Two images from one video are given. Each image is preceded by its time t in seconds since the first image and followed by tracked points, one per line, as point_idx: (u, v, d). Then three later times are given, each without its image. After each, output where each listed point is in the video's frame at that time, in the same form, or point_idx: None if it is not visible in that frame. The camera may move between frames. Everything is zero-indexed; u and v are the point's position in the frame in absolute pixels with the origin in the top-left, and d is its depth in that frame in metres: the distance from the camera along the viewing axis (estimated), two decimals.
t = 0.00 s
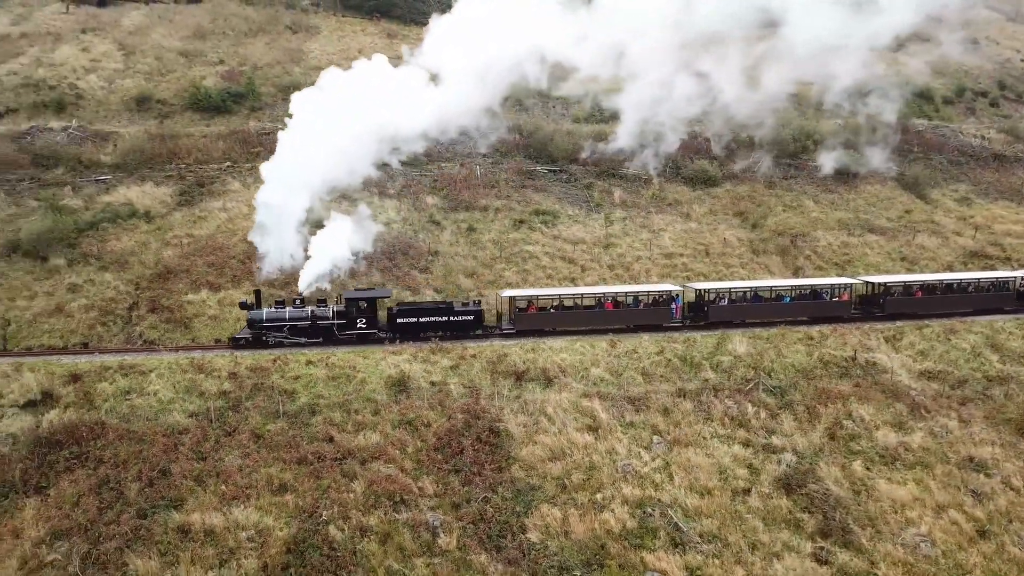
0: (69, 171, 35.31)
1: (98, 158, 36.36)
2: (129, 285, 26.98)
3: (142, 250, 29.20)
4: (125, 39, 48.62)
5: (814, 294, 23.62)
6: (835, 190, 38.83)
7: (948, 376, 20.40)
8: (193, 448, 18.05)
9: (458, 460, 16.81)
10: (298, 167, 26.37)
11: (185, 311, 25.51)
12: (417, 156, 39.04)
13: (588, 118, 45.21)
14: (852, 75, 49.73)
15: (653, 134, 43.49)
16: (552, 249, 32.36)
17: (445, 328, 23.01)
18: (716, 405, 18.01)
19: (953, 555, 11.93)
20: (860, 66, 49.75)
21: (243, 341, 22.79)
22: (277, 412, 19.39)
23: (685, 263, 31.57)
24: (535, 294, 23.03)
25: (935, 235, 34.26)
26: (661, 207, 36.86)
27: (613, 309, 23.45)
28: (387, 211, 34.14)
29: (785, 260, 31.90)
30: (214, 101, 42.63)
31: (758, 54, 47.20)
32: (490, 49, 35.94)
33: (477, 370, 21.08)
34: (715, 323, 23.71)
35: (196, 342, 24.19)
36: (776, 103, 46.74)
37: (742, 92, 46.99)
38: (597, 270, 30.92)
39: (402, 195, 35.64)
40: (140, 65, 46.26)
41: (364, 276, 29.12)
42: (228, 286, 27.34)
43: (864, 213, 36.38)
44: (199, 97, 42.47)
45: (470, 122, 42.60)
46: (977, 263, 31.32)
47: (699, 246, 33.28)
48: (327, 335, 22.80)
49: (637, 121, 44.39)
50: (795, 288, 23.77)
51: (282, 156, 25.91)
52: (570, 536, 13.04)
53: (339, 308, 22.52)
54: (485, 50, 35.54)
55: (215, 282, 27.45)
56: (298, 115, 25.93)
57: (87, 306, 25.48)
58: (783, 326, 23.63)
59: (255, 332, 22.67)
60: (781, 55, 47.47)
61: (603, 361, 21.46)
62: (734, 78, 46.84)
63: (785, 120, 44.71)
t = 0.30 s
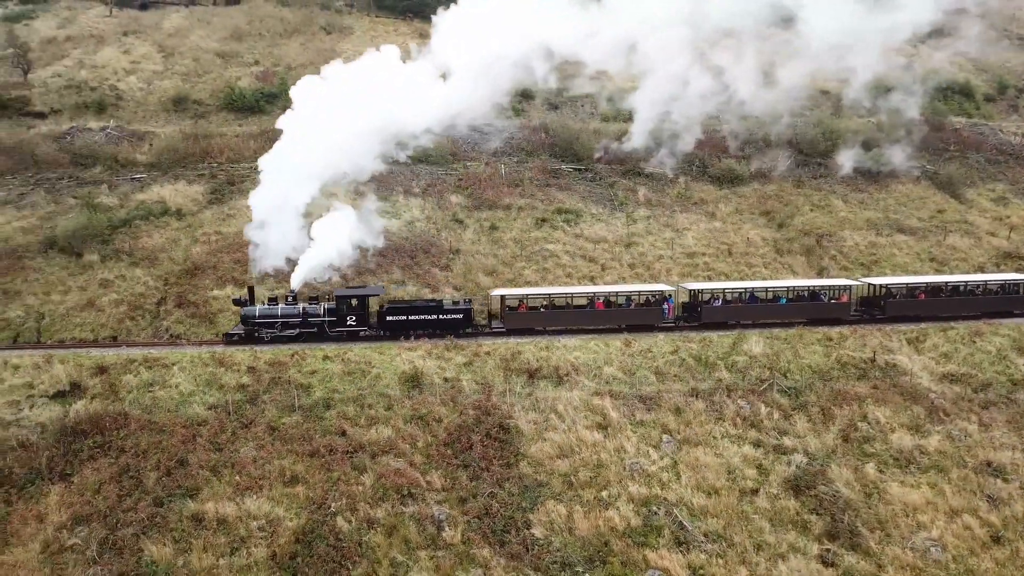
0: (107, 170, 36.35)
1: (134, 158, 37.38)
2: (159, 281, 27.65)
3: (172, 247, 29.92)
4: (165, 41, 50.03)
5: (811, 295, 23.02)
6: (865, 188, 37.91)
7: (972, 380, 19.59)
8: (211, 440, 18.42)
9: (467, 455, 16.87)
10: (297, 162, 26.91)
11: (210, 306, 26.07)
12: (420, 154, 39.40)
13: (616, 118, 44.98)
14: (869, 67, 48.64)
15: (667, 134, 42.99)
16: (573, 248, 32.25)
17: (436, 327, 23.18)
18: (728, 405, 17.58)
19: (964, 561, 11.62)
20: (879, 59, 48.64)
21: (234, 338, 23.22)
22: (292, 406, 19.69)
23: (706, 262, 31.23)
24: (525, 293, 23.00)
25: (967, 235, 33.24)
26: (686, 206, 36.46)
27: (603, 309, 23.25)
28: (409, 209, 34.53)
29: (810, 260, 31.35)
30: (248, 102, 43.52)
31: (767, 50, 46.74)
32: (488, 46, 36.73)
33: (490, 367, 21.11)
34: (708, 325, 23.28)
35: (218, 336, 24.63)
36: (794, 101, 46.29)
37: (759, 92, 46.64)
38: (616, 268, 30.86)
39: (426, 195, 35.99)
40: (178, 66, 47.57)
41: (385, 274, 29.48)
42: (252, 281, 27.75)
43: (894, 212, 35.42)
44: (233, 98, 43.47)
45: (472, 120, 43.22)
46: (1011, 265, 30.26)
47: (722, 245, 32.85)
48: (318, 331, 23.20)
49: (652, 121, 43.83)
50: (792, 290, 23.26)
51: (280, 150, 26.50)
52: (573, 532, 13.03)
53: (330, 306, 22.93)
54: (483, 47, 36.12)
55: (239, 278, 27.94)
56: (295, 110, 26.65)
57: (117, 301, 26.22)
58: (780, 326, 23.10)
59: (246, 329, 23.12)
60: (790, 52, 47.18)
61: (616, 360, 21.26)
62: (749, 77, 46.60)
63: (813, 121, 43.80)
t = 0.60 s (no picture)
0: (143, 169, 37.35)
1: (169, 157, 38.33)
2: (187, 277, 28.30)
3: (201, 244, 30.60)
4: (203, 43, 51.35)
5: (806, 296, 22.41)
6: (897, 187, 36.97)
7: (996, 384, 18.73)
8: (228, 431, 18.82)
9: (477, 450, 16.93)
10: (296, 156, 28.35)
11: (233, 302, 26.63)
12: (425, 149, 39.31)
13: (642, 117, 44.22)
14: (892, 62, 47.45)
15: (683, 133, 42.42)
16: (594, 247, 32.14)
17: (424, 325, 23.30)
18: (740, 405, 17.09)
19: (975, 567, 11.31)
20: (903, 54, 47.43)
21: (231, 332, 23.70)
22: (308, 400, 20.00)
23: (728, 261, 30.85)
24: (518, 292, 22.71)
25: (1002, 236, 32.14)
26: (711, 206, 36.03)
27: (594, 309, 22.99)
28: (433, 207, 34.94)
29: (835, 261, 30.82)
30: (282, 102, 44.35)
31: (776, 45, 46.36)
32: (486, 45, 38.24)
33: (503, 364, 21.15)
34: (699, 325, 22.95)
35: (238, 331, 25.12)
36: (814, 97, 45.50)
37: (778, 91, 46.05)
38: (637, 267, 30.74)
39: (452, 193, 36.27)
40: (215, 67, 48.68)
41: (406, 271, 29.83)
42: (275, 278, 28.16)
43: (924, 212, 34.45)
44: (268, 98, 44.32)
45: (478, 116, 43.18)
46: None
47: (746, 244, 32.40)
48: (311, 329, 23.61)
49: (665, 121, 43.55)
50: (785, 290, 22.77)
51: (279, 144, 28.02)
52: (577, 529, 13.03)
53: (322, 303, 23.34)
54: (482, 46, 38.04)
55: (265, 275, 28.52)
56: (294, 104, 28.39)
57: (146, 295, 26.97)
58: (775, 327, 22.48)
59: (242, 324, 23.63)
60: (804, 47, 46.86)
61: (630, 358, 21.04)
62: (766, 76, 46.31)
63: (843, 120, 42.77)
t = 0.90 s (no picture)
0: (176, 168, 38.28)
1: (201, 156, 39.20)
2: (213, 274, 28.80)
3: (227, 240, 31.12)
4: (240, 45, 52.49)
5: (800, 297, 21.89)
6: (928, 187, 35.97)
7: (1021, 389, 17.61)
8: (244, 424, 19.21)
9: (485, 446, 16.98)
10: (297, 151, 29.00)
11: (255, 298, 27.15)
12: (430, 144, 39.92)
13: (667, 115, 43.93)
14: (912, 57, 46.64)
15: (696, 132, 42.02)
16: (614, 246, 32.00)
17: (416, 322, 23.42)
18: (751, 406, 16.72)
19: (983, 573, 11.00)
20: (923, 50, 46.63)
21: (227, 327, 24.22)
22: (323, 394, 20.33)
23: (749, 261, 30.46)
24: (508, 290, 22.74)
25: None
26: (735, 205, 35.58)
27: (583, 308, 22.87)
28: (456, 205, 35.28)
29: (859, 261, 30.22)
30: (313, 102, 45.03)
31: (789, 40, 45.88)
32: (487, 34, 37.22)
33: (516, 362, 21.20)
34: (689, 326, 22.59)
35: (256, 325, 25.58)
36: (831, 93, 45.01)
37: (795, 88, 45.46)
38: (656, 266, 30.56)
39: (476, 191, 36.72)
40: (249, 68, 49.64)
41: (425, 269, 30.10)
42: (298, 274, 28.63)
43: (955, 212, 33.44)
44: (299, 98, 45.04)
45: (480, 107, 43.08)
46: None
47: (768, 244, 31.92)
48: (304, 324, 23.92)
49: (678, 119, 43.15)
50: (778, 291, 22.25)
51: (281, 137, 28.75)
52: (580, 525, 13.02)
53: (315, 299, 23.57)
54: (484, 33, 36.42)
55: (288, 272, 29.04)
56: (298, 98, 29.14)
57: (172, 291, 27.66)
58: (768, 328, 21.97)
59: (238, 319, 24.05)
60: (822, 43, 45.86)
61: (642, 357, 20.85)
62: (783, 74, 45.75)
63: (875, 117, 41.76)
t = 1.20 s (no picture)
0: (207, 166, 39.12)
1: (232, 155, 40.01)
2: (236, 270, 29.32)
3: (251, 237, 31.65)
4: (274, 45, 53.47)
5: (790, 297, 21.63)
6: (958, 185, 34.95)
7: None
8: (259, 416, 19.60)
9: (493, 442, 17.04)
10: (300, 149, 27.63)
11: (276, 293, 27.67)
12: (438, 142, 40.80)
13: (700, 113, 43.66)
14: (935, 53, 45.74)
15: (709, 131, 41.68)
16: (635, 245, 31.86)
17: (406, 318, 23.92)
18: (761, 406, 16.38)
19: None
20: (944, 43, 45.82)
21: (223, 323, 24.90)
22: (337, 388, 20.64)
23: (769, 261, 30.05)
24: (497, 288, 22.99)
25: None
26: (759, 204, 35.11)
27: (572, 306, 22.98)
28: (478, 204, 35.60)
29: (883, 261, 29.59)
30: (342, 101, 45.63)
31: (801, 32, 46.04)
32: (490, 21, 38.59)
33: (528, 359, 21.23)
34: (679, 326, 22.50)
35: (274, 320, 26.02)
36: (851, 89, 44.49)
37: (808, 83, 45.48)
38: (674, 265, 30.33)
39: (499, 189, 37.01)
40: (282, 67, 50.45)
41: (444, 267, 30.33)
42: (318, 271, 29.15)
43: (985, 212, 32.38)
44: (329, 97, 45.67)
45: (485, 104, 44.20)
46: None
47: (790, 244, 31.44)
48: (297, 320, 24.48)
49: (690, 118, 42.77)
50: (768, 291, 22.09)
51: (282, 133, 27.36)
52: (583, 521, 13.03)
53: (309, 296, 24.08)
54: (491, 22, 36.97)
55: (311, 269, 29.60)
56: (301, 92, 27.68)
57: (197, 286, 28.31)
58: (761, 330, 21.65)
59: (233, 315, 24.81)
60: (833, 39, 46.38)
61: (653, 356, 20.68)
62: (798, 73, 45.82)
63: (908, 116, 40.72)
